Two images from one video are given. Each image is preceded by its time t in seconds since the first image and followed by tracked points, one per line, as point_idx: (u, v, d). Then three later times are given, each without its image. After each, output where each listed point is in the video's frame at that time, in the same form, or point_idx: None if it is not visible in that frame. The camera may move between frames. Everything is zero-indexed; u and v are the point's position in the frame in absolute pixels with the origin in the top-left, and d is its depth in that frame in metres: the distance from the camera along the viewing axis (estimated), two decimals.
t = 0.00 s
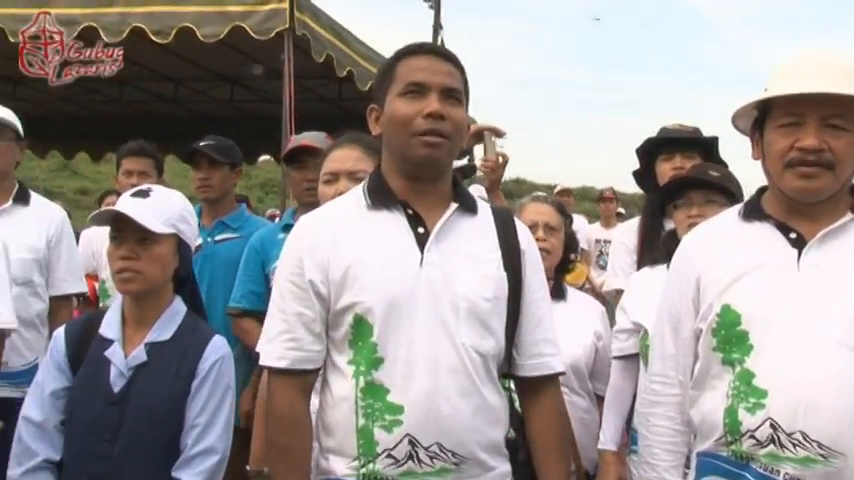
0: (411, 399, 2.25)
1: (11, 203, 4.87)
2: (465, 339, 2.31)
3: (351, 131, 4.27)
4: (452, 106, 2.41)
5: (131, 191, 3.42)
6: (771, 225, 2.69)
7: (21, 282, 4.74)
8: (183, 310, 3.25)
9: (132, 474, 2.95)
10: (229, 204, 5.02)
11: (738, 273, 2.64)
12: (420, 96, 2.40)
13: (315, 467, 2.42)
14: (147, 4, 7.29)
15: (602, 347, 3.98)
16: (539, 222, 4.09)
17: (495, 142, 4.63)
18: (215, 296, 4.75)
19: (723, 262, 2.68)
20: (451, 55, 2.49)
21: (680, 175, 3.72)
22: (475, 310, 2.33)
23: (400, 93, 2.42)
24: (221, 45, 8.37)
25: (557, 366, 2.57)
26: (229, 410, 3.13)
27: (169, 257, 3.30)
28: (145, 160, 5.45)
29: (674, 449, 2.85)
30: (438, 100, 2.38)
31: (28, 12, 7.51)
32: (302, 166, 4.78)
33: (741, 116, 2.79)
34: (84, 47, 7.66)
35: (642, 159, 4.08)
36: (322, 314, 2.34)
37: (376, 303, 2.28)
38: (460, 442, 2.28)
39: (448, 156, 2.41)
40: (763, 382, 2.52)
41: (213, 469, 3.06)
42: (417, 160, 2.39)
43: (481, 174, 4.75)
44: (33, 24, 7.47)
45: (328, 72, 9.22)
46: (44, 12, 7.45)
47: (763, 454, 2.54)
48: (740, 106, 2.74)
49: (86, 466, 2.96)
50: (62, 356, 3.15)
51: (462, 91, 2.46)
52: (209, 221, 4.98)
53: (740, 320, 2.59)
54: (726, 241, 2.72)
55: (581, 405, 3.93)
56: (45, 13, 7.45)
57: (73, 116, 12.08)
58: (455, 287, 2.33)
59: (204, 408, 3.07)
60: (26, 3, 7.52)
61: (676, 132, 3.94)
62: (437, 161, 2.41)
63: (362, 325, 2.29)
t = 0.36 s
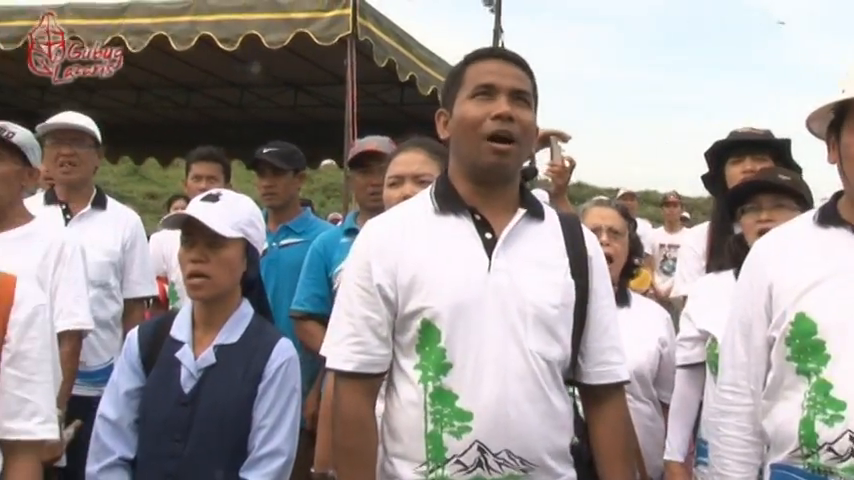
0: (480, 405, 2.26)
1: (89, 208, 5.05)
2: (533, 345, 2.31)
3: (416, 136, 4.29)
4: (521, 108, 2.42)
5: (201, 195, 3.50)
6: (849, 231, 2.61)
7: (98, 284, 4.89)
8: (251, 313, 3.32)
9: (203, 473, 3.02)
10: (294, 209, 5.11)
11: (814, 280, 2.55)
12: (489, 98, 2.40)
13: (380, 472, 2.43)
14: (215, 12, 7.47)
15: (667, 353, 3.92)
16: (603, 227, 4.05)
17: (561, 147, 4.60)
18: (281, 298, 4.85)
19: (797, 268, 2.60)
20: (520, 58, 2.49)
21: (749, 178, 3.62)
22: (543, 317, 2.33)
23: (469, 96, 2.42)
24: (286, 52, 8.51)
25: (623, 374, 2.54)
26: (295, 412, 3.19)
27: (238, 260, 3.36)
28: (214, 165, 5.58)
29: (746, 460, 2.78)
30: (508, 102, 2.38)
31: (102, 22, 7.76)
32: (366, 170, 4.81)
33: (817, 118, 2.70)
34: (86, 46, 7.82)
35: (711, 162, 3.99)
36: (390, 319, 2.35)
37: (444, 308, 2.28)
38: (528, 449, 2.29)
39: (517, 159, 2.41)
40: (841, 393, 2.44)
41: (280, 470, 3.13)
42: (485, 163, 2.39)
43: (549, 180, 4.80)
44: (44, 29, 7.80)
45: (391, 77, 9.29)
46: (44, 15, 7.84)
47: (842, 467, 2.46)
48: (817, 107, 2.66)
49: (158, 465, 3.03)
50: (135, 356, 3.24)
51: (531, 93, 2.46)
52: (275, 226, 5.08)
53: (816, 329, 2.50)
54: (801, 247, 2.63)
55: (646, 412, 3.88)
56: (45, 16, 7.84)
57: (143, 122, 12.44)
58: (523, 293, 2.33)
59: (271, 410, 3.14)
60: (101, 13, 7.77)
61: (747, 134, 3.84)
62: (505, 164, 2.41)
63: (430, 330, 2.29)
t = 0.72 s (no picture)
0: (547, 410, 2.25)
1: (163, 212, 5.20)
2: (601, 350, 2.29)
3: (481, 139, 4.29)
4: (589, 111, 2.40)
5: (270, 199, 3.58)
6: None
7: (171, 288, 5.03)
8: (317, 315, 3.38)
9: (272, 473, 3.08)
10: (360, 213, 5.17)
11: None
12: (556, 101, 2.39)
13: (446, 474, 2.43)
14: (283, 18, 7.61)
15: (736, 357, 3.84)
16: (669, 229, 3.98)
17: (628, 149, 4.54)
18: (345, 296, 4.92)
19: None
20: (588, 61, 2.48)
21: (825, 178, 3.50)
22: (610, 322, 2.31)
23: (537, 98, 2.41)
24: (353, 57, 8.63)
25: (692, 380, 2.49)
26: (360, 414, 3.24)
27: (305, 263, 3.42)
28: (283, 170, 5.69)
29: (824, 470, 2.66)
30: (575, 104, 2.37)
31: (175, 31, 7.99)
32: (430, 173, 4.84)
33: None
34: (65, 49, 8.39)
35: (785, 163, 3.87)
36: (456, 322, 2.36)
37: (512, 312, 2.28)
38: (596, 454, 2.27)
39: (583, 163, 2.39)
40: None
41: (346, 472, 3.17)
42: (553, 166, 2.38)
43: (617, 182, 4.75)
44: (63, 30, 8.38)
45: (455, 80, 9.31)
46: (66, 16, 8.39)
47: None
48: None
49: (229, 464, 3.10)
50: (206, 357, 3.32)
51: (599, 96, 2.43)
52: (340, 229, 5.16)
53: None
54: None
55: (715, 418, 3.80)
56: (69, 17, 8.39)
57: (213, 128, 12.76)
58: (591, 298, 2.31)
59: (337, 412, 3.18)
60: (173, 23, 8.01)
61: (823, 133, 3.73)
62: (572, 166, 2.39)
63: (497, 334, 2.29)
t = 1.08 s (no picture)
0: (604, 414, 2.24)
1: (222, 217, 5.32)
2: (659, 353, 2.28)
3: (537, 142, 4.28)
4: (645, 115, 2.38)
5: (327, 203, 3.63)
6: None
7: (230, 291, 5.14)
8: (373, 317, 3.43)
9: (331, 473, 3.14)
10: (416, 217, 5.22)
11: None
12: (611, 105, 2.38)
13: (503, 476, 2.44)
14: (341, 24, 7.72)
15: (797, 362, 3.76)
16: (725, 232, 3.92)
17: (688, 151, 4.45)
18: (402, 302, 4.95)
19: None
20: (644, 64, 2.46)
21: None
22: (668, 326, 2.30)
23: (592, 103, 2.40)
24: (410, 62, 8.69)
25: (755, 384, 2.45)
26: (415, 416, 3.27)
27: (361, 266, 3.47)
28: (341, 174, 5.77)
29: None
30: (631, 109, 2.35)
31: (237, 38, 8.17)
32: (485, 175, 4.85)
33: None
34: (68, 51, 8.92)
35: (849, 163, 3.75)
36: (513, 325, 2.37)
37: (568, 316, 2.28)
38: (655, 459, 2.25)
39: (639, 167, 2.38)
40: None
41: (402, 473, 3.21)
42: (607, 170, 2.37)
43: (677, 184, 4.68)
44: (89, 26, 8.76)
45: (512, 83, 9.30)
46: (94, 14, 8.80)
47: None
48: None
49: (288, 464, 3.16)
50: (265, 358, 3.39)
51: (655, 100, 2.41)
52: (398, 233, 5.21)
53: None
54: None
55: (777, 424, 3.71)
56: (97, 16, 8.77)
57: (274, 134, 12.99)
58: (649, 301, 2.30)
59: (392, 414, 3.22)
60: (235, 30, 8.19)
61: None
62: (628, 170, 2.38)
63: (554, 337, 2.29)
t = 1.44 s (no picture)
0: (651, 415, 2.22)
1: (270, 217, 5.41)
2: (706, 355, 2.25)
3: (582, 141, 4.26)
4: (690, 115, 2.36)
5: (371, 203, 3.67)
6: None
7: (278, 291, 5.22)
8: (418, 316, 3.46)
9: (377, 471, 3.17)
10: (461, 218, 5.25)
11: None
12: (656, 105, 2.36)
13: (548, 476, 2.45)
14: (386, 25, 7.76)
15: (848, 363, 3.68)
16: (770, 231, 3.86)
17: (738, 150, 4.38)
18: (449, 304, 4.98)
19: None
20: (690, 62, 2.43)
21: None
22: (715, 327, 2.27)
23: (636, 103, 2.38)
24: (456, 62, 8.71)
25: (805, 386, 2.41)
26: (460, 415, 3.29)
27: (404, 266, 3.50)
28: (386, 175, 5.81)
29: None
30: (676, 109, 2.33)
31: (284, 41, 8.28)
32: (529, 175, 4.84)
33: None
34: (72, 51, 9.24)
35: None
36: (557, 326, 2.36)
37: (613, 317, 2.26)
38: (702, 461, 2.23)
39: (684, 167, 2.36)
40: None
41: (446, 472, 3.22)
42: (652, 170, 2.36)
43: (727, 184, 4.61)
44: (89, 25, 9.10)
45: (558, 82, 9.25)
46: (93, 11, 9.09)
47: None
48: None
49: (334, 462, 3.20)
50: (312, 357, 3.43)
51: (701, 99, 2.39)
52: (443, 234, 5.24)
53: None
54: None
55: (826, 425, 3.65)
56: (97, 13, 9.04)
57: (320, 135, 13.12)
58: (696, 302, 2.28)
59: (437, 413, 3.23)
60: (283, 33, 8.29)
61: None
62: (673, 170, 2.36)
63: (599, 338, 2.28)
